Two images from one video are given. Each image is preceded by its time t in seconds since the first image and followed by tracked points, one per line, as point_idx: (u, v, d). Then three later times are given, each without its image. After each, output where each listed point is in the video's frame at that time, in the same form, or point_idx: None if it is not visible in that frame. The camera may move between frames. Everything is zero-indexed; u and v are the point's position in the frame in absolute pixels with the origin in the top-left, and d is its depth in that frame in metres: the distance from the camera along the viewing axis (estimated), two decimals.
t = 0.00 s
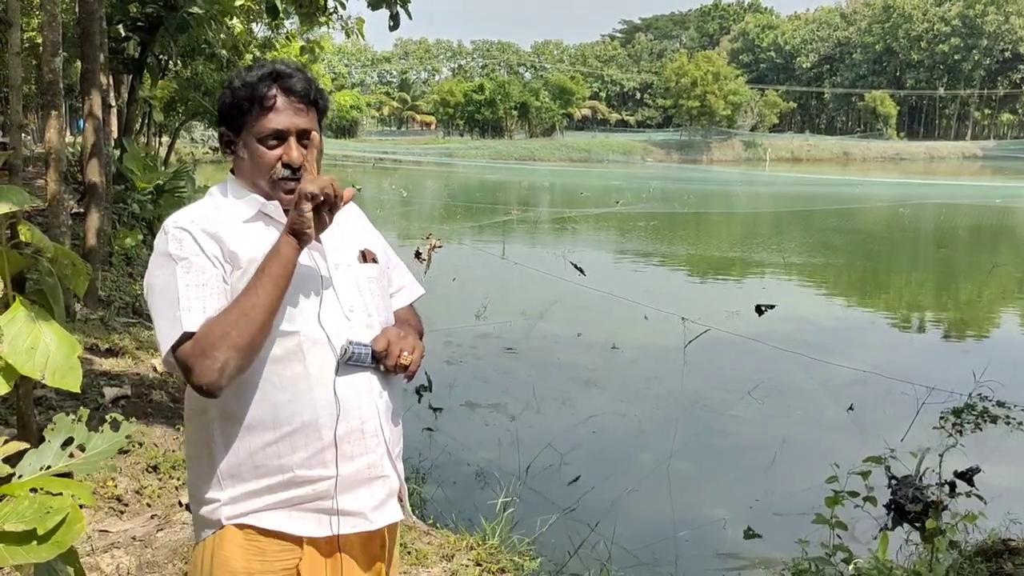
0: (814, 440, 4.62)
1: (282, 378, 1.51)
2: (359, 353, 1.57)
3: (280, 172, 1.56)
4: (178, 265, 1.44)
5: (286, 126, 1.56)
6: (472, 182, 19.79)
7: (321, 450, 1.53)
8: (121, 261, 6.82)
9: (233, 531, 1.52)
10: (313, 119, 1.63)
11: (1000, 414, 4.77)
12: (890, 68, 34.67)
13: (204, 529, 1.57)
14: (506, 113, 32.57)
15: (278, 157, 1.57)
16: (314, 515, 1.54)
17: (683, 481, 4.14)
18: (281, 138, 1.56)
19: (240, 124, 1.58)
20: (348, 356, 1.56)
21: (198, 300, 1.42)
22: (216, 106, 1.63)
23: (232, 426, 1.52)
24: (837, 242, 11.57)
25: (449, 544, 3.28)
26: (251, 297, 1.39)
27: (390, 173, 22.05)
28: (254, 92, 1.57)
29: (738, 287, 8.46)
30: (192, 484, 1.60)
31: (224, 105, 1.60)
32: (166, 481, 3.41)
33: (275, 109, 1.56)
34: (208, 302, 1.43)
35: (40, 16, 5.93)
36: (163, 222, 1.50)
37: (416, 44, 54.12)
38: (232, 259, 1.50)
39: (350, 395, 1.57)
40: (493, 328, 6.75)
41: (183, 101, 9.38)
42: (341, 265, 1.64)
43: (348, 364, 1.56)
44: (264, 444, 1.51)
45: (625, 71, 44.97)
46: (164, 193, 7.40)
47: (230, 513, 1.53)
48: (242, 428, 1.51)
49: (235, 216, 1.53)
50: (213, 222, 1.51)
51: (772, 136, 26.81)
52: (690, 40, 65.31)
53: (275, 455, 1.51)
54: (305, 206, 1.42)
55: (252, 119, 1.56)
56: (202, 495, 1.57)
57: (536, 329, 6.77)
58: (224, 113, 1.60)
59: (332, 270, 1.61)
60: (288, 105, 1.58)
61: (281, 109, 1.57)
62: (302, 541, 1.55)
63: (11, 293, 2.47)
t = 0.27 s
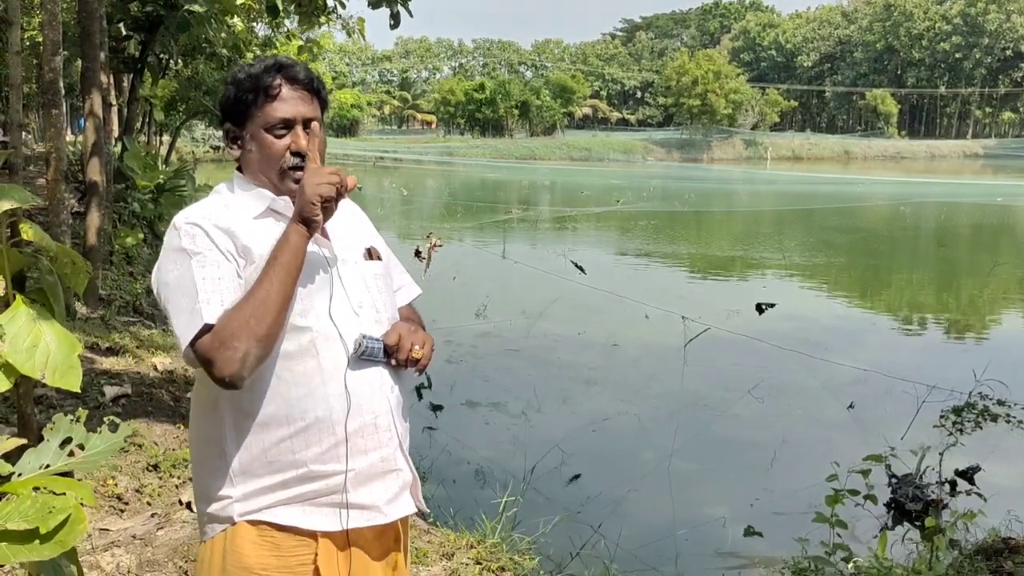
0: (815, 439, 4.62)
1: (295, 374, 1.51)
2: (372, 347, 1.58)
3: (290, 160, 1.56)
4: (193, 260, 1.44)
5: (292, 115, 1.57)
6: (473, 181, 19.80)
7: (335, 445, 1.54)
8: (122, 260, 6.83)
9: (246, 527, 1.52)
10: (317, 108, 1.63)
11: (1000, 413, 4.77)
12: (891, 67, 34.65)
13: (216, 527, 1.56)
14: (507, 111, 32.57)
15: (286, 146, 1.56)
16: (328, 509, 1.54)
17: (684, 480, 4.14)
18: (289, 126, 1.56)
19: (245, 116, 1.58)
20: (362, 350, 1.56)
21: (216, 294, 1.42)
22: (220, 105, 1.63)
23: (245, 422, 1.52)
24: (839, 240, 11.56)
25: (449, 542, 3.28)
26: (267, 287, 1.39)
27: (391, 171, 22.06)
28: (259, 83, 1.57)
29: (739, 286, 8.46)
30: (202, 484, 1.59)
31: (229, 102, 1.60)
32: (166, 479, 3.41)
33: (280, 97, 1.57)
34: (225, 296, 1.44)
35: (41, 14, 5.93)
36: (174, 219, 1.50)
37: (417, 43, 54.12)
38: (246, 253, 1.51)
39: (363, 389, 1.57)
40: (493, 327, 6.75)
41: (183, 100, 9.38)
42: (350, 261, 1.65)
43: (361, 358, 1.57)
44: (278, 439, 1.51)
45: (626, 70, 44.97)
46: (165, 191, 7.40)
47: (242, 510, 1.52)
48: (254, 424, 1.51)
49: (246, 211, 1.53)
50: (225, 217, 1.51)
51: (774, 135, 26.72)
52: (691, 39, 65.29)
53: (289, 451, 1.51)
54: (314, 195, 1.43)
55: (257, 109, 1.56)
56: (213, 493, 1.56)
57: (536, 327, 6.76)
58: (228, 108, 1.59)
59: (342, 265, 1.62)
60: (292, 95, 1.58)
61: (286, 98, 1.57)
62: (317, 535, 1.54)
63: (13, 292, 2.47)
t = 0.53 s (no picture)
0: (816, 438, 4.62)
1: (305, 371, 1.50)
2: (383, 346, 1.58)
3: (307, 154, 1.54)
4: (206, 257, 1.41)
5: (312, 109, 1.56)
6: (473, 180, 19.80)
7: (343, 442, 1.53)
8: (123, 259, 6.83)
9: (253, 523, 1.51)
10: (337, 107, 1.62)
11: (1002, 412, 4.76)
12: (892, 66, 34.64)
13: (221, 523, 1.54)
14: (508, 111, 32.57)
15: (304, 140, 1.55)
16: (336, 505, 1.54)
17: (685, 479, 4.14)
18: (308, 120, 1.55)
19: (263, 108, 1.57)
20: (374, 349, 1.57)
21: (228, 294, 1.39)
22: (239, 100, 1.62)
23: (254, 418, 1.50)
24: (840, 239, 11.56)
25: (450, 542, 3.28)
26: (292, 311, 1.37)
27: (392, 171, 22.06)
28: (282, 77, 1.57)
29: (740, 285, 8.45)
30: (207, 478, 1.57)
31: (250, 96, 1.58)
32: (167, 478, 3.41)
33: (302, 92, 1.56)
34: (237, 295, 1.41)
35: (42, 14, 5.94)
36: (187, 211, 1.47)
37: (418, 42, 54.12)
38: (258, 250, 1.47)
39: (373, 388, 1.57)
40: (494, 326, 6.75)
41: (184, 99, 9.39)
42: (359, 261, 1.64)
43: (372, 357, 1.58)
44: (287, 436, 1.50)
45: (627, 69, 44.95)
46: (166, 190, 7.41)
47: (249, 505, 1.50)
48: (263, 420, 1.50)
49: (260, 206, 1.50)
50: (239, 212, 1.48)
51: (776, 134, 26.46)
52: (692, 38, 65.27)
53: (297, 447, 1.51)
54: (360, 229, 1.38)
55: (278, 103, 1.55)
56: (219, 488, 1.54)
57: (537, 327, 6.76)
58: (248, 100, 1.58)
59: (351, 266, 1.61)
60: (313, 91, 1.57)
61: (308, 93, 1.56)
62: (324, 532, 1.54)
63: (15, 291, 2.48)
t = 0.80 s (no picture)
0: (817, 438, 4.61)
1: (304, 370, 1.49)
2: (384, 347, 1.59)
3: (331, 146, 1.54)
4: (209, 254, 1.39)
5: (337, 105, 1.56)
6: (474, 180, 19.80)
7: (341, 443, 1.53)
8: (125, 258, 6.83)
9: (249, 521, 1.50)
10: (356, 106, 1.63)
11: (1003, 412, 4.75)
12: (893, 65, 34.62)
13: (217, 519, 1.53)
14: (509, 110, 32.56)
15: (328, 134, 1.55)
16: (332, 506, 1.53)
17: (686, 479, 4.14)
18: (334, 115, 1.55)
19: (285, 99, 1.56)
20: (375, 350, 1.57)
21: (227, 295, 1.38)
22: (257, 95, 1.60)
23: (253, 416, 1.50)
24: (841, 239, 11.56)
25: (452, 541, 3.28)
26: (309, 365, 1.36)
27: (393, 170, 22.07)
28: (311, 73, 1.57)
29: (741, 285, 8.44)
30: (204, 476, 1.56)
31: (271, 89, 1.56)
32: (168, 478, 3.41)
33: (329, 88, 1.56)
34: (236, 296, 1.40)
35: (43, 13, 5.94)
36: (194, 204, 1.45)
37: (419, 41, 54.12)
38: (263, 247, 1.45)
39: (371, 389, 1.58)
40: (495, 325, 6.75)
41: (185, 98, 9.38)
42: (363, 262, 1.63)
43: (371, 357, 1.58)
44: (286, 434, 1.50)
45: (628, 68, 44.94)
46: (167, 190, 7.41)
47: (245, 504, 1.49)
48: (262, 418, 1.49)
49: (268, 203, 1.48)
50: (246, 206, 1.46)
51: (776, 134, 26.02)
52: (693, 38, 65.24)
53: (295, 446, 1.50)
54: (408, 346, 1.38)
55: (305, 96, 1.55)
56: (215, 485, 1.54)
57: (538, 326, 6.76)
58: (269, 90, 1.57)
59: (356, 267, 1.60)
60: (338, 89, 1.58)
61: (334, 91, 1.57)
62: (318, 532, 1.54)
63: (17, 291, 2.47)
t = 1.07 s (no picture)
0: (819, 437, 4.61)
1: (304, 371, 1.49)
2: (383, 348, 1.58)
3: (331, 151, 1.53)
4: (209, 254, 1.39)
5: (339, 108, 1.55)
6: (475, 179, 19.80)
7: (339, 444, 1.53)
8: (126, 258, 6.83)
9: (246, 520, 1.50)
10: (360, 108, 1.62)
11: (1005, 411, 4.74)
12: (894, 65, 34.60)
13: (216, 518, 1.54)
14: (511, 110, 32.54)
15: (329, 137, 1.54)
16: (329, 507, 1.53)
17: (688, 478, 4.14)
18: (335, 118, 1.55)
19: (288, 99, 1.55)
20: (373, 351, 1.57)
21: (226, 294, 1.38)
22: (262, 94, 1.60)
23: (252, 416, 1.50)
24: (843, 238, 11.55)
25: (454, 541, 3.28)
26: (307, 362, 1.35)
27: (394, 169, 22.08)
28: (315, 75, 1.56)
29: (742, 284, 8.46)
30: (204, 474, 1.57)
31: (276, 89, 1.56)
32: (171, 477, 3.41)
33: (332, 91, 1.56)
34: (237, 297, 1.39)
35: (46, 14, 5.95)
36: (197, 204, 1.45)
37: (420, 40, 54.17)
38: (263, 247, 1.44)
39: (369, 391, 1.57)
40: (496, 325, 6.75)
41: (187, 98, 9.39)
42: (365, 263, 1.63)
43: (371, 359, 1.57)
44: (284, 435, 1.50)
45: (628, 68, 44.93)
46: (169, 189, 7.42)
47: (243, 503, 1.50)
48: (260, 417, 1.49)
49: (270, 204, 1.48)
50: (248, 207, 1.46)
51: (777, 133, 26.30)
52: (694, 37, 65.25)
53: (292, 447, 1.50)
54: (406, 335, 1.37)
55: (308, 98, 1.54)
56: (214, 485, 1.54)
57: (539, 326, 6.76)
58: (274, 89, 1.56)
59: (357, 268, 1.60)
60: (342, 92, 1.57)
61: (337, 94, 1.56)
62: (315, 534, 1.53)
63: (19, 291, 2.47)
